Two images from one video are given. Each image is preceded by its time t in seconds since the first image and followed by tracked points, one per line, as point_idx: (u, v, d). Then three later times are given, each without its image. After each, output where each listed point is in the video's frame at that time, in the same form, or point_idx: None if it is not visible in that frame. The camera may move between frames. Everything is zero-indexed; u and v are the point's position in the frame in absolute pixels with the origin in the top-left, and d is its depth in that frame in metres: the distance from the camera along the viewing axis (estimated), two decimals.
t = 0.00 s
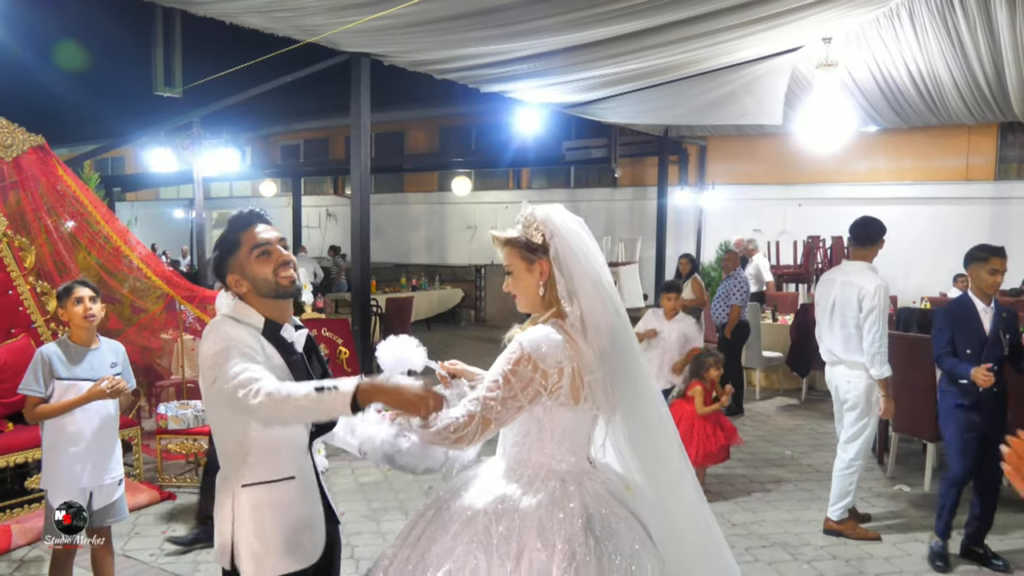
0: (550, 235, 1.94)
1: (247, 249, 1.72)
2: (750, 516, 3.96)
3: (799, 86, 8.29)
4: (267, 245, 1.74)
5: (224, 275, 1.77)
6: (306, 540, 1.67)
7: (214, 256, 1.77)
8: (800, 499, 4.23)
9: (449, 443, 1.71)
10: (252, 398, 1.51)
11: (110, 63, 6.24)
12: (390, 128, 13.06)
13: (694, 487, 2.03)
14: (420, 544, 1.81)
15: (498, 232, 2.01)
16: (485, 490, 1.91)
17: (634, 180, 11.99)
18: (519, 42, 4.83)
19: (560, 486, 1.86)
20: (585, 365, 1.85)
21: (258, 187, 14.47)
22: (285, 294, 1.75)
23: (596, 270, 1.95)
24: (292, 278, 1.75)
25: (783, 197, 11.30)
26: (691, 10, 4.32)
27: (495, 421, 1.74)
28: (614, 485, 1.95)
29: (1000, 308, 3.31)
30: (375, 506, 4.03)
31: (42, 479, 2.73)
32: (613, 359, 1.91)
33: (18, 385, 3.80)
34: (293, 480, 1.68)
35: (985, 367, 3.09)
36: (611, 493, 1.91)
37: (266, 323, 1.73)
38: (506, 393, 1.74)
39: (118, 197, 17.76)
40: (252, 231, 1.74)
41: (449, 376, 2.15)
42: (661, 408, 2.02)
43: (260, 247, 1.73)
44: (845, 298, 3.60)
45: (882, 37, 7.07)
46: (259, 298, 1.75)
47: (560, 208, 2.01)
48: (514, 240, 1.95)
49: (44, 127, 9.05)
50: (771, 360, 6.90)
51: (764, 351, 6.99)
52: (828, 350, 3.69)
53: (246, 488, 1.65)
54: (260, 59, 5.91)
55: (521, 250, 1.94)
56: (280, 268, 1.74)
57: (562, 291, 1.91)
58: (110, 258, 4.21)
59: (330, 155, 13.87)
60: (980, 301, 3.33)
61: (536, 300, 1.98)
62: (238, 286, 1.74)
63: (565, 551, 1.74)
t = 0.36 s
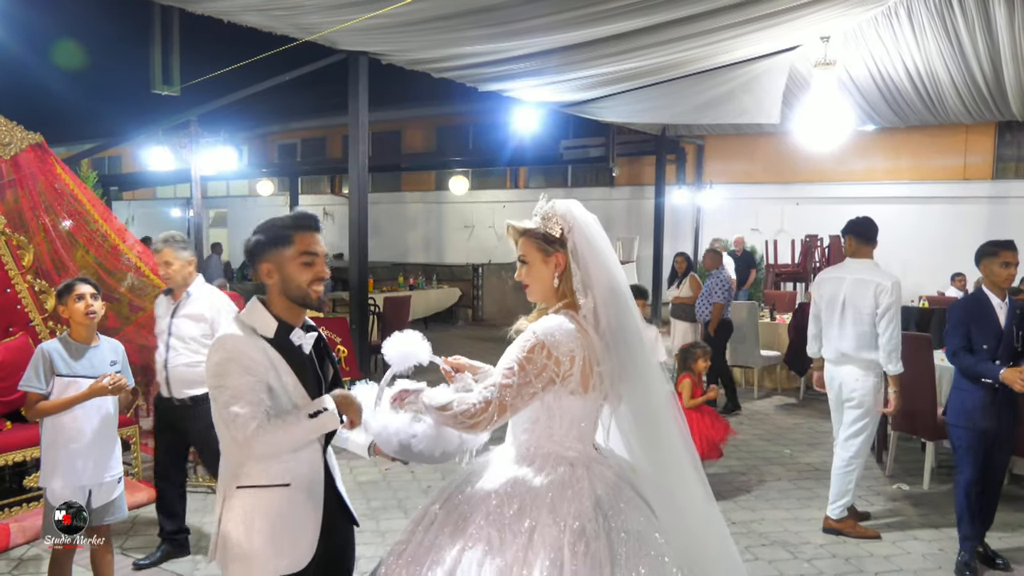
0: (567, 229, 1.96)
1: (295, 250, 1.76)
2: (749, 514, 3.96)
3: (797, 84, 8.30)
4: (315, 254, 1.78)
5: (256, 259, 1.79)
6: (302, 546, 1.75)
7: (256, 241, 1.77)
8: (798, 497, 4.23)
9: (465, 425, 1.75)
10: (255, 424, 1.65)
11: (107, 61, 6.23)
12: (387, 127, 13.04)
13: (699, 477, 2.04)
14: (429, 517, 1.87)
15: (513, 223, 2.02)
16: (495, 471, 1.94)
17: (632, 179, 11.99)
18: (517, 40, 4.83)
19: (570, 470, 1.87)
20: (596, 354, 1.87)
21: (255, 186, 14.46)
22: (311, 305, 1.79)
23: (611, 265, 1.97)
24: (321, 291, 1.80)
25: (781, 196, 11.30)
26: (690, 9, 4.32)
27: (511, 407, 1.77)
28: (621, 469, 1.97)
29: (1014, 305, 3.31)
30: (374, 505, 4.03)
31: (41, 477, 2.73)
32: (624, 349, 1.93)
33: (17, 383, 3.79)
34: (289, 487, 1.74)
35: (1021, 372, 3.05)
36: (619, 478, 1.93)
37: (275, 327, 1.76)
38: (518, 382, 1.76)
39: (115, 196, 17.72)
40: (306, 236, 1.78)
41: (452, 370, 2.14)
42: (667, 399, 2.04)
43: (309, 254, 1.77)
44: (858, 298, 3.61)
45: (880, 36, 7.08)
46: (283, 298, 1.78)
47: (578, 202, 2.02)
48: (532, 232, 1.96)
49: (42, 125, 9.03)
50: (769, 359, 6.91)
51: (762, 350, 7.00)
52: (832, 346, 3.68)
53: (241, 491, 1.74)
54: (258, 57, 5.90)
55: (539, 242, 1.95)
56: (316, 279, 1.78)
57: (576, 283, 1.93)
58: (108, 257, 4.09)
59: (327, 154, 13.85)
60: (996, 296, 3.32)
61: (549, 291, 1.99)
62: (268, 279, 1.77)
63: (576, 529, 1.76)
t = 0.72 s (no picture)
0: (573, 228, 1.97)
1: (356, 274, 1.84)
2: (747, 512, 3.97)
3: (795, 82, 8.30)
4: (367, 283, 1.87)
5: (310, 262, 1.82)
6: (316, 529, 1.79)
7: (328, 249, 1.79)
8: (797, 495, 4.24)
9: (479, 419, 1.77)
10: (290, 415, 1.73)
11: (105, 60, 6.22)
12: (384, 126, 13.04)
13: (712, 469, 2.05)
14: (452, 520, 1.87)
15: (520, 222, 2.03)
16: (510, 472, 1.94)
17: (630, 177, 12.00)
18: (516, 39, 4.83)
19: (584, 467, 1.88)
20: (603, 349, 1.89)
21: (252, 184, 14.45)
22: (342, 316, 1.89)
23: (614, 263, 1.99)
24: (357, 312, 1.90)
25: (779, 194, 11.31)
26: (688, 7, 4.32)
27: (520, 402, 1.79)
28: (632, 462, 1.98)
29: (1010, 302, 3.31)
30: (373, 504, 4.03)
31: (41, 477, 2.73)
32: (631, 343, 1.94)
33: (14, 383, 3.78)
34: (303, 471, 1.80)
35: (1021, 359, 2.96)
36: (633, 472, 1.94)
37: (298, 323, 1.84)
38: (527, 377, 1.78)
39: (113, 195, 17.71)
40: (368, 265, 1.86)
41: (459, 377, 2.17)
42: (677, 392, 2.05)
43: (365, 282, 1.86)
44: (859, 299, 3.60)
45: (878, 35, 7.08)
46: (327, 305, 1.86)
47: (583, 202, 2.03)
48: (539, 230, 1.96)
49: (39, 124, 9.03)
50: (768, 357, 6.92)
51: (760, 348, 7.01)
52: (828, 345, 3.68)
53: (263, 472, 1.81)
54: (256, 55, 5.90)
55: (546, 240, 1.96)
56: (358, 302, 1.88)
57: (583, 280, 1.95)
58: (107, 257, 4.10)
59: (325, 152, 13.85)
60: (992, 294, 3.32)
61: (555, 290, 2.01)
62: (325, 285, 1.83)
63: (594, 525, 1.77)
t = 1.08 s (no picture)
0: (577, 224, 1.96)
1: (365, 270, 1.89)
2: (744, 509, 3.99)
3: (793, 81, 8.30)
4: (376, 282, 1.94)
5: (325, 253, 1.88)
6: (306, 511, 1.85)
7: (339, 242, 1.86)
8: (794, 493, 4.25)
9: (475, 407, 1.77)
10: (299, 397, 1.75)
11: (104, 59, 6.23)
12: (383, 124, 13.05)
13: (705, 466, 2.06)
14: (435, 537, 1.84)
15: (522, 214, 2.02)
16: (501, 472, 1.94)
17: (628, 176, 12.01)
18: (515, 37, 4.84)
19: (577, 461, 1.89)
20: (598, 343, 1.89)
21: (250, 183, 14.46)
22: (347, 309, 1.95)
23: (615, 259, 1.99)
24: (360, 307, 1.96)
25: (778, 192, 11.32)
26: (685, 6, 4.33)
27: (510, 390, 1.78)
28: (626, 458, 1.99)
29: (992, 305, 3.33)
30: (370, 502, 4.03)
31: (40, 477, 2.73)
32: (630, 339, 1.95)
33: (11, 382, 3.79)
34: (302, 451, 1.86)
35: (1004, 375, 2.97)
36: (625, 467, 1.95)
37: (308, 308, 1.91)
38: (518, 369, 1.78)
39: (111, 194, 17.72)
40: (380, 263, 1.92)
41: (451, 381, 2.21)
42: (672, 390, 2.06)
43: (373, 279, 1.91)
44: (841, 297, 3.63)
45: (877, 33, 7.10)
46: (333, 296, 1.92)
47: (586, 198, 2.03)
48: (542, 223, 1.95)
49: (37, 122, 9.03)
50: (765, 355, 6.93)
51: (758, 347, 7.02)
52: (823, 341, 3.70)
53: (259, 447, 1.87)
54: (255, 54, 5.91)
55: (549, 234, 1.94)
56: (365, 300, 1.95)
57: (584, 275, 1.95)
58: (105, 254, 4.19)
59: (323, 150, 13.85)
60: (974, 296, 3.32)
61: (552, 284, 2.00)
62: (333, 276, 1.89)
63: (586, 522, 1.78)
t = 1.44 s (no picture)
0: (564, 223, 1.97)
1: (347, 265, 1.91)
2: (742, 508, 3.99)
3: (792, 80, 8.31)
4: (360, 276, 1.94)
5: (310, 253, 1.91)
6: (293, 507, 1.89)
7: (320, 239, 1.87)
8: (792, 491, 4.25)
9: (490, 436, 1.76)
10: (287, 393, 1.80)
11: (103, 58, 6.24)
12: (382, 123, 13.08)
13: (694, 458, 2.08)
14: (433, 540, 1.86)
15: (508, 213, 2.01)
16: (492, 475, 1.93)
17: (627, 174, 12.03)
18: (514, 36, 4.84)
19: (573, 460, 1.89)
20: (591, 345, 1.89)
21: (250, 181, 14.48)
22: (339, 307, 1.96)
23: (600, 259, 2.01)
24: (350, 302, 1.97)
25: (777, 191, 11.33)
26: (684, 5, 4.33)
27: (531, 418, 1.78)
28: (619, 455, 1.99)
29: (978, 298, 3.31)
30: (369, 501, 4.03)
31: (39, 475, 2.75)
32: (618, 340, 1.96)
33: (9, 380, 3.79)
34: (290, 449, 1.90)
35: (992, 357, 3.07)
36: (620, 465, 1.96)
37: (297, 306, 1.93)
38: (526, 385, 1.76)
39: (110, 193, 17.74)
40: (364, 257, 1.92)
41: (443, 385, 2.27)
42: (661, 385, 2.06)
43: (356, 273, 1.92)
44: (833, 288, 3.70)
45: (876, 33, 7.11)
46: (319, 293, 1.95)
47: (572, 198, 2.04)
48: (527, 224, 1.95)
49: (37, 121, 9.03)
50: (764, 354, 6.94)
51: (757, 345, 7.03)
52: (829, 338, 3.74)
53: (247, 444, 1.91)
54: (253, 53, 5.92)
55: (536, 234, 1.94)
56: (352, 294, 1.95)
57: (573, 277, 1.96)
58: (105, 252, 4.21)
59: (323, 149, 13.86)
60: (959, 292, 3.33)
61: (540, 285, 1.99)
62: (315, 272, 1.92)
63: (582, 520, 1.80)
